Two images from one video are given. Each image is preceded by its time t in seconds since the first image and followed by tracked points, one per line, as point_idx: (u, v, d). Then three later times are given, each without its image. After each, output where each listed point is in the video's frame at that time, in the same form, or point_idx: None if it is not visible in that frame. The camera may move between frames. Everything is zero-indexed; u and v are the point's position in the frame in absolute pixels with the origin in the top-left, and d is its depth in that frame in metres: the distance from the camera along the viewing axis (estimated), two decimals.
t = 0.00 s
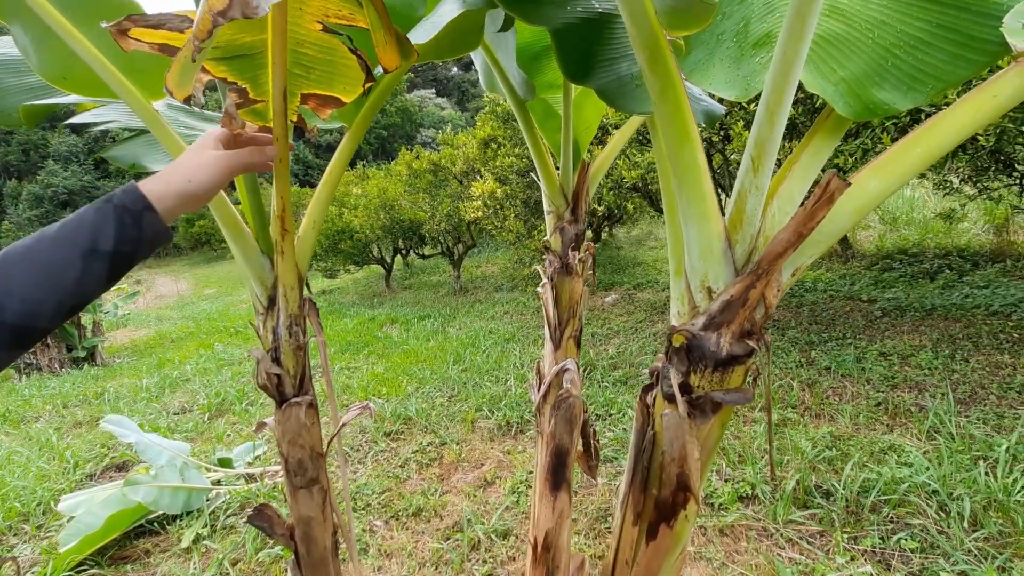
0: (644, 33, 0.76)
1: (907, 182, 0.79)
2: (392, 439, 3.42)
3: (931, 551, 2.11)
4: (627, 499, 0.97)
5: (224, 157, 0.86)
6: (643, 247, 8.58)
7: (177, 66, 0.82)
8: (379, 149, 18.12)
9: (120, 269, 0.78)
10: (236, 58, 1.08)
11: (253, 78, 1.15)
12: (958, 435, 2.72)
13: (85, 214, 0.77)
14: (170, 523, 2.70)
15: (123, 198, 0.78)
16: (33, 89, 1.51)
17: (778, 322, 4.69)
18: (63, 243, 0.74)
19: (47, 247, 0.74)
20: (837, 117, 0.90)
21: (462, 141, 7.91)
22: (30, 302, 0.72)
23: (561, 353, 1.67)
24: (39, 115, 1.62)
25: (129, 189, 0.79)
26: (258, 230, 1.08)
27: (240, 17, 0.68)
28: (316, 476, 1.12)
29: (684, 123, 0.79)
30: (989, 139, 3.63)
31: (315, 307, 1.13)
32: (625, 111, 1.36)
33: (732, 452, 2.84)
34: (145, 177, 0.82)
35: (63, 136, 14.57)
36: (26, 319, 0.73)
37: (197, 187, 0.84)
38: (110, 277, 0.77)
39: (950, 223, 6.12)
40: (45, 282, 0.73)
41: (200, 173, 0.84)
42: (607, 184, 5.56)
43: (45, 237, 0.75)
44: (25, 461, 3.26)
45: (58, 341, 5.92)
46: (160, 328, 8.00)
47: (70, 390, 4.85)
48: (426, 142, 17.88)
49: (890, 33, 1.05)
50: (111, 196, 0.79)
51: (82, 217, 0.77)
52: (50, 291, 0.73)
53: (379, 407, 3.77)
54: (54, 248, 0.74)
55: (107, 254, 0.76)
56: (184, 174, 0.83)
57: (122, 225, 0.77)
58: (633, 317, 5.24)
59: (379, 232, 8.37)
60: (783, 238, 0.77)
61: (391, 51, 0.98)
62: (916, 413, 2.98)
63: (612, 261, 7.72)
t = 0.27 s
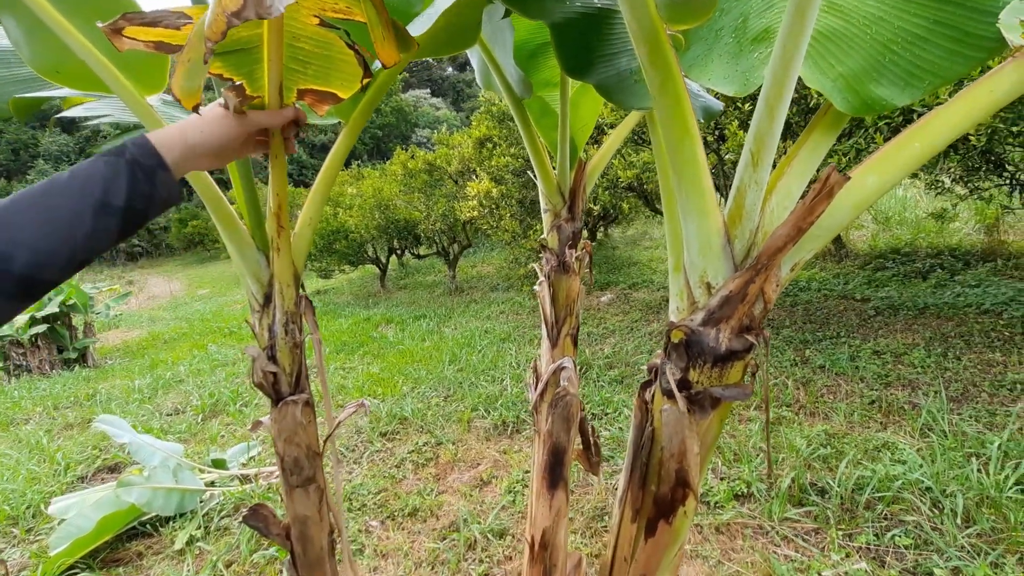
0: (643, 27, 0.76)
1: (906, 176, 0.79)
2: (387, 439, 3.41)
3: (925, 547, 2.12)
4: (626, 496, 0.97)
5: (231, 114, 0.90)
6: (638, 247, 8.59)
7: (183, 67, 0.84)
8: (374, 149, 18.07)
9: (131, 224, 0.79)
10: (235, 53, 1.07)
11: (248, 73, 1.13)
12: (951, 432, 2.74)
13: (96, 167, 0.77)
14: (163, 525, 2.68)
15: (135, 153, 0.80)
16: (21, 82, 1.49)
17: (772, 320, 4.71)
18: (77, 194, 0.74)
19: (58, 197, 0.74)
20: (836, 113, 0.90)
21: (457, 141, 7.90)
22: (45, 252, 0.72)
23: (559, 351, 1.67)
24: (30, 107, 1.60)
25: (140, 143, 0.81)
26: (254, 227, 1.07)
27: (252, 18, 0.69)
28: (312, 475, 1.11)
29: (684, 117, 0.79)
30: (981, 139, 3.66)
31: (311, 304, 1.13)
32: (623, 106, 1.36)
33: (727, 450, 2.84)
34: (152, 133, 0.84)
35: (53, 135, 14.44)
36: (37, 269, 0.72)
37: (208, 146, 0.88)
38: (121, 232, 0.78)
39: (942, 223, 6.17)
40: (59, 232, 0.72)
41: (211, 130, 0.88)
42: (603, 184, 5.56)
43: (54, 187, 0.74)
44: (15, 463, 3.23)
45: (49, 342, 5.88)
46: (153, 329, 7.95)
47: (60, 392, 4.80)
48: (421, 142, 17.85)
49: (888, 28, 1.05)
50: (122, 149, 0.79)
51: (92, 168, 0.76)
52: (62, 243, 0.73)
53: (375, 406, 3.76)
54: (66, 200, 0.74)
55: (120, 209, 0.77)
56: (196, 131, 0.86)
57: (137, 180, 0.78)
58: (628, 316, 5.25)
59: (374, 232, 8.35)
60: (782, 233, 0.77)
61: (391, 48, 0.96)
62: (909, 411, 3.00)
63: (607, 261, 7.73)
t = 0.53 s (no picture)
0: (636, 22, 0.76)
1: (901, 172, 0.78)
2: (383, 439, 3.39)
3: (920, 545, 2.13)
4: (620, 496, 0.97)
5: (243, 131, 0.94)
6: (635, 247, 8.60)
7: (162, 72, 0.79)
8: (371, 148, 18.03)
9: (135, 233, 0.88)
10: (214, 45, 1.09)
11: (232, 69, 1.14)
12: (946, 430, 2.75)
13: (117, 177, 0.86)
14: (157, 527, 2.66)
15: (153, 168, 0.88)
16: (8, 80, 1.47)
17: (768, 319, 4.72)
18: (95, 201, 0.84)
19: (79, 202, 0.83)
20: (830, 108, 0.90)
21: (453, 140, 7.89)
22: (54, 248, 0.82)
23: (554, 351, 1.66)
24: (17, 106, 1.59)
25: (160, 158, 0.89)
26: (244, 228, 1.07)
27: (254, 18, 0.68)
28: (304, 477, 1.10)
29: (677, 113, 0.78)
30: (974, 138, 3.67)
31: (302, 304, 1.11)
32: (618, 103, 1.33)
33: (723, 449, 2.84)
34: (174, 146, 0.91)
35: (47, 135, 14.35)
36: (45, 261, 0.83)
37: (218, 162, 0.93)
38: (125, 238, 0.88)
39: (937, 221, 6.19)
40: (73, 235, 0.83)
41: (221, 146, 0.92)
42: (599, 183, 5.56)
43: (78, 190, 0.84)
44: (7, 465, 3.20)
45: (42, 343, 5.85)
46: (148, 329, 7.91)
47: (54, 393, 4.77)
48: (418, 142, 17.82)
49: (883, 25, 1.05)
50: (143, 162, 0.87)
51: (113, 178, 0.85)
52: (73, 244, 0.83)
53: (371, 407, 3.74)
54: (85, 206, 0.83)
55: (128, 221, 0.86)
56: (209, 147, 0.92)
57: (149, 197, 0.87)
58: (625, 316, 5.25)
59: (371, 232, 8.33)
60: (776, 230, 0.77)
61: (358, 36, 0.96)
62: (905, 409, 3.00)
63: (604, 260, 7.73)
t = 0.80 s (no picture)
0: (634, 17, 0.75)
1: (903, 168, 0.78)
2: (383, 440, 3.39)
3: (920, 543, 2.12)
4: (621, 496, 0.96)
5: (255, 138, 0.94)
6: (634, 246, 8.60)
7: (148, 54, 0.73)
8: (369, 149, 18.02)
9: (134, 238, 0.88)
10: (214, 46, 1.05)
11: (230, 65, 1.11)
12: (945, 428, 2.74)
13: (117, 181, 0.85)
14: (155, 529, 2.65)
15: (155, 173, 0.87)
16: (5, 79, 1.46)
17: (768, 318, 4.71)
18: (93, 205, 0.83)
19: (77, 206, 0.82)
20: (831, 105, 0.89)
21: (452, 140, 7.87)
22: (51, 253, 0.81)
23: (554, 350, 1.65)
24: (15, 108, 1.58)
25: (162, 162, 0.87)
26: (242, 228, 1.06)
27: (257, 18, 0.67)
28: (302, 478, 1.09)
29: (677, 110, 0.78)
30: (972, 136, 3.67)
31: (301, 304, 1.12)
32: (615, 99, 1.34)
33: (723, 448, 2.83)
34: (177, 150, 0.90)
35: (44, 136, 14.31)
36: (40, 266, 0.82)
37: (223, 165, 0.92)
38: (124, 243, 0.87)
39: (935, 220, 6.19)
40: (70, 239, 0.82)
41: (229, 149, 0.92)
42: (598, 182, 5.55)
43: (77, 194, 0.83)
44: (4, 468, 3.19)
45: (40, 345, 5.84)
46: (146, 330, 7.89)
47: (52, 395, 4.75)
48: (417, 142, 17.80)
49: (883, 20, 1.04)
50: (144, 166, 0.86)
51: (113, 182, 0.84)
52: (70, 248, 0.82)
53: (371, 407, 3.73)
54: (84, 211, 0.82)
55: (127, 226, 0.85)
56: (215, 151, 0.91)
57: (149, 202, 0.86)
58: (625, 315, 5.25)
59: (369, 232, 8.32)
60: (778, 227, 0.76)
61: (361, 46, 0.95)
62: (904, 407, 3.00)
63: (603, 260, 7.72)
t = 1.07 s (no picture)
0: (638, 12, 0.74)
1: (910, 164, 0.77)
2: (384, 439, 3.38)
3: (923, 541, 2.11)
4: (625, 496, 0.95)
5: (263, 142, 0.92)
6: (634, 244, 8.58)
7: (176, 58, 0.73)
8: (369, 148, 18.00)
9: (137, 249, 0.88)
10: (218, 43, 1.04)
11: (234, 62, 1.11)
12: (947, 426, 2.73)
13: (118, 194, 0.85)
14: (156, 529, 2.64)
15: (156, 186, 0.86)
16: None
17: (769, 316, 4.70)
18: (93, 219, 0.84)
19: (78, 220, 0.84)
20: (837, 99, 0.88)
21: (452, 139, 7.86)
22: (52, 267, 0.84)
23: (555, 349, 1.65)
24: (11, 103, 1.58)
25: (164, 174, 0.87)
26: (240, 227, 1.04)
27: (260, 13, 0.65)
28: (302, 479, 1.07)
29: (681, 106, 0.77)
30: (974, 133, 3.65)
31: (301, 303, 1.10)
32: (617, 95, 1.33)
33: (725, 447, 2.82)
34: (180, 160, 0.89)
35: (43, 136, 14.30)
36: (44, 277, 0.84)
37: (231, 175, 0.90)
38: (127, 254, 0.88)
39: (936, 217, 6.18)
40: (71, 253, 0.83)
41: (235, 158, 0.90)
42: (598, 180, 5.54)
43: (78, 208, 0.84)
44: (4, 468, 3.18)
45: (40, 345, 5.84)
46: (147, 330, 7.89)
47: (52, 395, 4.75)
48: (416, 141, 17.77)
49: (890, 13, 1.03)
50: (146, 179, 0.86)
51: (115, 195, 0.85)
52: (72, 261, 0.84)
53: (372, 406, 3.73)
54: (85, 225, 0.84)
55: (128, 239, 0.86)
56: (220, 161, 0.89)
57: (151, 216, 0.86)
58: (625, 313, 5.23)
59: (370, 231, 8.31)
60: (783, 225, 0.75)
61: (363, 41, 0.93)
62: (906, 405, 2.99)
63: (604, 258, 7.71)
